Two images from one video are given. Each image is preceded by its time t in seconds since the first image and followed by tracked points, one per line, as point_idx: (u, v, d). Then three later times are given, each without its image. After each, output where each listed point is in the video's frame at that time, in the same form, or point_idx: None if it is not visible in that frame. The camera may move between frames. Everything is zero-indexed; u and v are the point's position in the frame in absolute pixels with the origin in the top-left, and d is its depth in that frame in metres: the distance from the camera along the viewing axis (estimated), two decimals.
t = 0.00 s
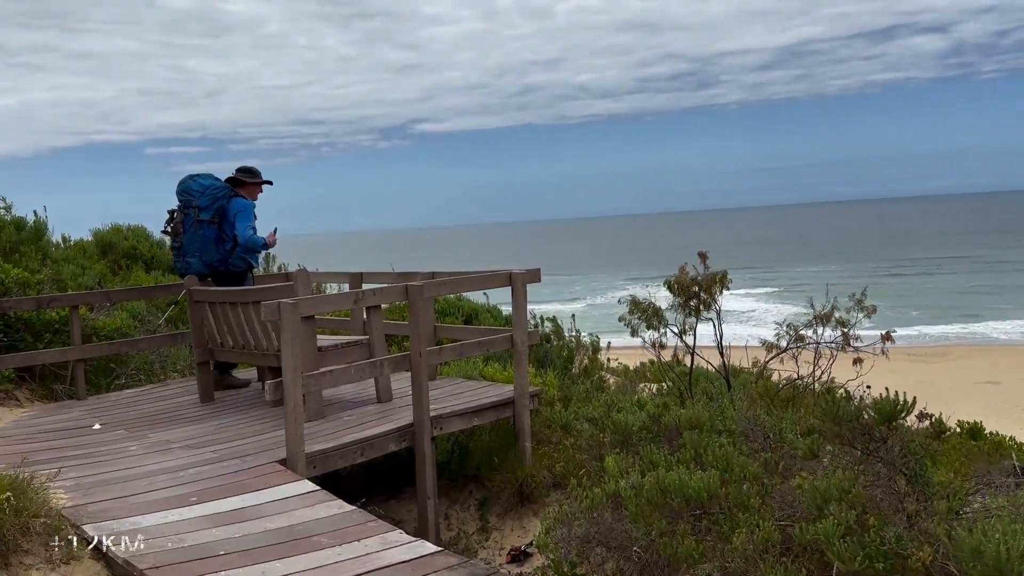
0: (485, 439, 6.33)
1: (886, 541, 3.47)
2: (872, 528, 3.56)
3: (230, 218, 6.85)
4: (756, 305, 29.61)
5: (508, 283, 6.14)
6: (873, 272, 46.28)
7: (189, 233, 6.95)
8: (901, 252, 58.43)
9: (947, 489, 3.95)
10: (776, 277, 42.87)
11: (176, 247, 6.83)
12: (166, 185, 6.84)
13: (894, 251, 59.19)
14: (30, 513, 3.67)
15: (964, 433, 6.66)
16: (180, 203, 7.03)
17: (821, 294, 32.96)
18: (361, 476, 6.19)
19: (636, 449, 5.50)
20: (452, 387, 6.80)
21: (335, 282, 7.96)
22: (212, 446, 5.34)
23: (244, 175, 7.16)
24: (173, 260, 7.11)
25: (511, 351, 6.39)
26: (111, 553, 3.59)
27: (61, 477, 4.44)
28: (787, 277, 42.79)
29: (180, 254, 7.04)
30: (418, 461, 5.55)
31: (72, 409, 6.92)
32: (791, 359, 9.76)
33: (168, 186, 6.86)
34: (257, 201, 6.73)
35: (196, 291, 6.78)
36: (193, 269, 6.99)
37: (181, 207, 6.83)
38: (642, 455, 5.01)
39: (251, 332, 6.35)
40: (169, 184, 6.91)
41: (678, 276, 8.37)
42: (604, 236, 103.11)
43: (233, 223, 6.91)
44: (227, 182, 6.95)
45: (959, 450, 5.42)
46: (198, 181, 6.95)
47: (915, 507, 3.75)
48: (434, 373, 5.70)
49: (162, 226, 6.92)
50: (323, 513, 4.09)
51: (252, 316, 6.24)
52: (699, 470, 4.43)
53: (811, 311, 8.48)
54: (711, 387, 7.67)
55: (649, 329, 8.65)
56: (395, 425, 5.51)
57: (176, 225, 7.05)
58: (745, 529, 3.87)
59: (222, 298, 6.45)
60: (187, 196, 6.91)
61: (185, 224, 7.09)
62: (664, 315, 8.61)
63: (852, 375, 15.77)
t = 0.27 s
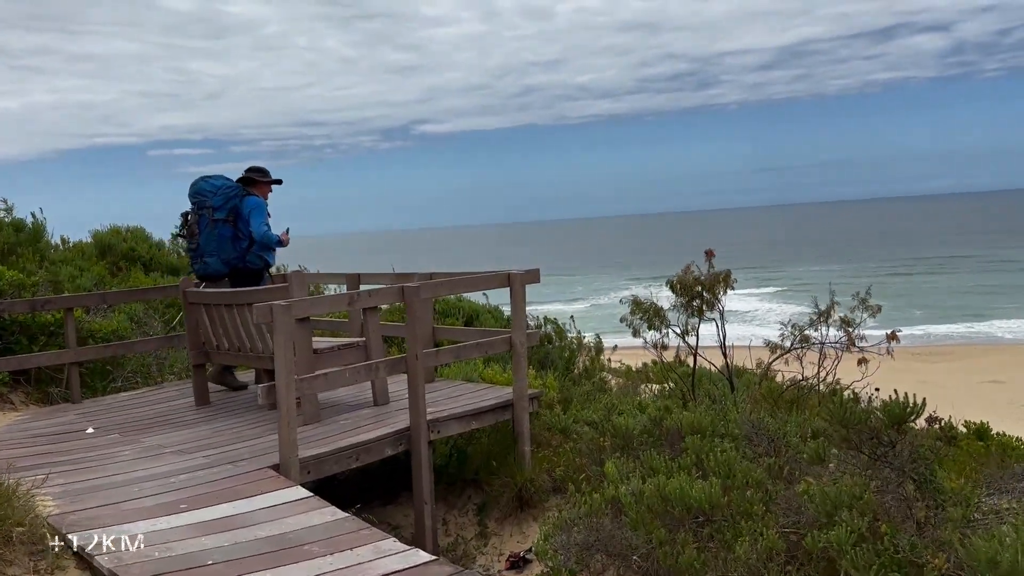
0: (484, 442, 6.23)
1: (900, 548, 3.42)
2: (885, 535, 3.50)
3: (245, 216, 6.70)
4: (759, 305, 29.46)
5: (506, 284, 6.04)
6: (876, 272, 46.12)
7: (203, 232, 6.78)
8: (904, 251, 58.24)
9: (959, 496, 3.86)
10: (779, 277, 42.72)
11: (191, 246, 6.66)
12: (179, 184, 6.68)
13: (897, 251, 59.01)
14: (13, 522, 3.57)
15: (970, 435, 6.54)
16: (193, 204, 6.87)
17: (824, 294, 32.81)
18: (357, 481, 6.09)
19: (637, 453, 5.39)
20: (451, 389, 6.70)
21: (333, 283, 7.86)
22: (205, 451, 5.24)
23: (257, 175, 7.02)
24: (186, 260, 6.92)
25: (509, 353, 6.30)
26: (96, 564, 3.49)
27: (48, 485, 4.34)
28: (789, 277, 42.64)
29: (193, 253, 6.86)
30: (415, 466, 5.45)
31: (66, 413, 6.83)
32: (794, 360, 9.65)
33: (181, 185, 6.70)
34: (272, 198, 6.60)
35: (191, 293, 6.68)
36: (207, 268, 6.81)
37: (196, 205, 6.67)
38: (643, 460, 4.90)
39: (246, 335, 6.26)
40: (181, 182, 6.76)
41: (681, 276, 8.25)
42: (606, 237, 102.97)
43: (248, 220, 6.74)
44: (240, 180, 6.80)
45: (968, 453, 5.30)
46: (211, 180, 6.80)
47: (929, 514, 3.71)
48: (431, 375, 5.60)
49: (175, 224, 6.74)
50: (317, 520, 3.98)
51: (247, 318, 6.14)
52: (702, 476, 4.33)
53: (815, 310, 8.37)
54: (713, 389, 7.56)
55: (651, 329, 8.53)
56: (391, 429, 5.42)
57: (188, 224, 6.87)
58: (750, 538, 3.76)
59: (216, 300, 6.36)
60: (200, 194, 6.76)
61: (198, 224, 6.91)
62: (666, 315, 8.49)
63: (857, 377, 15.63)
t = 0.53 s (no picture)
0: (485, 447, 6.11)
1: (911, 564, 3.31)
2: (895, 551, 3.41)
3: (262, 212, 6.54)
4: (767, 304, 29.24)
5: (507, 284, 5.91)
6: (886, 271, 45.79)
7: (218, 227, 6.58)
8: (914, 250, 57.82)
9: (975, 506, 3.73)
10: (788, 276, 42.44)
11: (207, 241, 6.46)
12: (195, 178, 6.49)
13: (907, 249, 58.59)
14: None
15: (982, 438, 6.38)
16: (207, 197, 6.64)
17: (833, 294, 32.55)
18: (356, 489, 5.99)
19: (640, 460, 5.26)
20: (452, 392, 6.57)
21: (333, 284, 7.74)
22: (200, 457, 5.13)
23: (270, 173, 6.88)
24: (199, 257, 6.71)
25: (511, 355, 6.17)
26: None
27: (37, 493, 4.23)
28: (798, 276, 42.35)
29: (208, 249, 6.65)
30: (414, 472, 5.33)
31: (63, 417, 6.74)
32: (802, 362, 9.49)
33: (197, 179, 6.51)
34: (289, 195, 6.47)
35: (188, 296, 6.57)
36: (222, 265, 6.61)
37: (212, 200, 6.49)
38: (645, 468, 4.76)
39: (243, 337, 6.15)
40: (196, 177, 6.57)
41: (687, 277, 8.11)
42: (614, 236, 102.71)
43: (265, 216, 6.56)
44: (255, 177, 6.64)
45: (983, 458, 5.14)
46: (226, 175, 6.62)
47: (940, 522, 3.63)
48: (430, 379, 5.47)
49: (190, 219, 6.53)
50: (309, 530, 3.87)
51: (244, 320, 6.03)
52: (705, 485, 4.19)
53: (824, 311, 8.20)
54: (720, 391, 7.42)
55: (658, 331, 8.38)
56: (389, 434, 5.30)
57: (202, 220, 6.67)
58: (754, 550, 3.63)
59: (214, 302, 6.25)
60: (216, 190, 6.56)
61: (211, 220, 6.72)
62: (672, 316, 8.35)
63: (867, 378, 15.44)
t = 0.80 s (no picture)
0: (492, 452, 5.98)
1: None
2: (914, 563, 3.25)
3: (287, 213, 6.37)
4: (782, 304, 28.93)
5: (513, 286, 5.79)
6: (902, 270, 45.27)
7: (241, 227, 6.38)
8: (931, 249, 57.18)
9: (998, 518, 3.58)
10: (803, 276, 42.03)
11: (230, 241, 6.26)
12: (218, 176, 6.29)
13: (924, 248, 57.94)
14: None
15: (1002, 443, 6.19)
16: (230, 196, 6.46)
17: (850, 294, 32.18)
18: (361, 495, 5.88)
19: (649, 467, 5.11)
20: (458, 396, 6.45)
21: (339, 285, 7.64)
22: (200, 462, 5.03)
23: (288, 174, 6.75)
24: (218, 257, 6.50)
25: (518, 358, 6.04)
26: None
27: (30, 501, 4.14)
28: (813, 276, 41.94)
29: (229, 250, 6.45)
30: (418, 477, 5.21)
31: (65, 420, 6.68)
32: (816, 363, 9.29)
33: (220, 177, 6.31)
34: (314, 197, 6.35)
35: (192, 298, 6.48)
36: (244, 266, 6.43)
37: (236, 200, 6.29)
38: (654, 475, 4.62)
39: (246, 340, 6.05)
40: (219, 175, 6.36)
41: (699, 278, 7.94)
42: (628, 236, 102.32)
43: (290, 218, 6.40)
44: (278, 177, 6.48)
45: (1007, 466, 4.94)
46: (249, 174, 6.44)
47: (969, 535, 3.48)
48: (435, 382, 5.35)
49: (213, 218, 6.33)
50: (307, 540, 3.76)
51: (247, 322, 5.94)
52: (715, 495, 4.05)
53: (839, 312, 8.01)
54: (732, 394, 7.25)
55: (669, 332, 8.22)
56: (392, 439, 5.19)
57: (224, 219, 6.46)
58: (765, 563, 3.48)
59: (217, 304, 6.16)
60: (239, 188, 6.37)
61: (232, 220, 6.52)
62: (684, 318, 8.19)
63: (884, 380, 15.17)
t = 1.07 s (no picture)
0: (505, 454, 5.84)
1: None
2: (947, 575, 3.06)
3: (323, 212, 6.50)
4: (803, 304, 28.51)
5: (527, 284, 5.63)
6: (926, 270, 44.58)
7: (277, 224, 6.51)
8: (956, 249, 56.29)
9: None
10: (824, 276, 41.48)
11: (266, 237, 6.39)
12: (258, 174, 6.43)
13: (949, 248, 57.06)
14: None
15: None
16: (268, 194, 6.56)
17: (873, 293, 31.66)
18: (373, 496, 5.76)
19: (666, 471, 4.95)
20: (472, 396, 6.32)
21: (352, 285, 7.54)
22: (207, 463, 4.93)
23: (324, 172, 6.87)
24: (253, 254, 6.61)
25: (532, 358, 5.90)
26: None
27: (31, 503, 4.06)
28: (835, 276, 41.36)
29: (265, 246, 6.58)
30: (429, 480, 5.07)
31: (75, 420, 6.63)
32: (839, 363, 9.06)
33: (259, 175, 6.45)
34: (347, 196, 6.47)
35: (202, 297, 6.38)
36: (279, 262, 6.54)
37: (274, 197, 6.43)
38: (671, 479, 4.46)
39: (256, 339, 5.94)
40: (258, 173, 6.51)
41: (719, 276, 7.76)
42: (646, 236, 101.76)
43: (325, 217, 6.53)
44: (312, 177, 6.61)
45: None
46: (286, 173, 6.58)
47: (999, 547, 3.29)
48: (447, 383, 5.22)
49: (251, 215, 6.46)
50: (311, 545, 3.64)
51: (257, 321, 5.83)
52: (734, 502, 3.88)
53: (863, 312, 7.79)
54: (752, 396, 7.06)
55: (688, 332, 8.04)
56: (402, 441, 5.06)
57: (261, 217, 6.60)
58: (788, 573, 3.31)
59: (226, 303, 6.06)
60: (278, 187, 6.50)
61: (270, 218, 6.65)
62: (703, 317, 8.00)
63: (909, 381, 14.81)
